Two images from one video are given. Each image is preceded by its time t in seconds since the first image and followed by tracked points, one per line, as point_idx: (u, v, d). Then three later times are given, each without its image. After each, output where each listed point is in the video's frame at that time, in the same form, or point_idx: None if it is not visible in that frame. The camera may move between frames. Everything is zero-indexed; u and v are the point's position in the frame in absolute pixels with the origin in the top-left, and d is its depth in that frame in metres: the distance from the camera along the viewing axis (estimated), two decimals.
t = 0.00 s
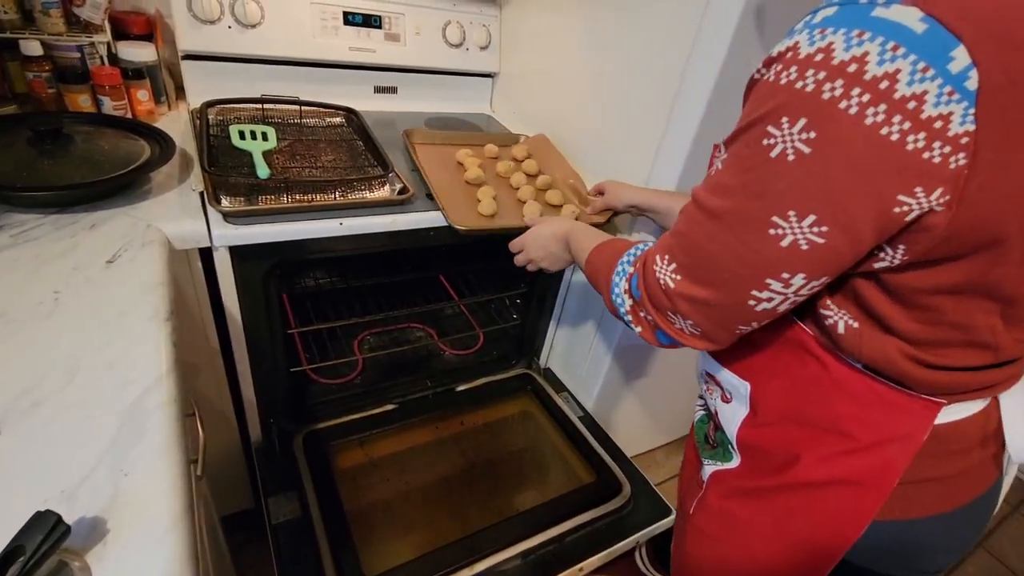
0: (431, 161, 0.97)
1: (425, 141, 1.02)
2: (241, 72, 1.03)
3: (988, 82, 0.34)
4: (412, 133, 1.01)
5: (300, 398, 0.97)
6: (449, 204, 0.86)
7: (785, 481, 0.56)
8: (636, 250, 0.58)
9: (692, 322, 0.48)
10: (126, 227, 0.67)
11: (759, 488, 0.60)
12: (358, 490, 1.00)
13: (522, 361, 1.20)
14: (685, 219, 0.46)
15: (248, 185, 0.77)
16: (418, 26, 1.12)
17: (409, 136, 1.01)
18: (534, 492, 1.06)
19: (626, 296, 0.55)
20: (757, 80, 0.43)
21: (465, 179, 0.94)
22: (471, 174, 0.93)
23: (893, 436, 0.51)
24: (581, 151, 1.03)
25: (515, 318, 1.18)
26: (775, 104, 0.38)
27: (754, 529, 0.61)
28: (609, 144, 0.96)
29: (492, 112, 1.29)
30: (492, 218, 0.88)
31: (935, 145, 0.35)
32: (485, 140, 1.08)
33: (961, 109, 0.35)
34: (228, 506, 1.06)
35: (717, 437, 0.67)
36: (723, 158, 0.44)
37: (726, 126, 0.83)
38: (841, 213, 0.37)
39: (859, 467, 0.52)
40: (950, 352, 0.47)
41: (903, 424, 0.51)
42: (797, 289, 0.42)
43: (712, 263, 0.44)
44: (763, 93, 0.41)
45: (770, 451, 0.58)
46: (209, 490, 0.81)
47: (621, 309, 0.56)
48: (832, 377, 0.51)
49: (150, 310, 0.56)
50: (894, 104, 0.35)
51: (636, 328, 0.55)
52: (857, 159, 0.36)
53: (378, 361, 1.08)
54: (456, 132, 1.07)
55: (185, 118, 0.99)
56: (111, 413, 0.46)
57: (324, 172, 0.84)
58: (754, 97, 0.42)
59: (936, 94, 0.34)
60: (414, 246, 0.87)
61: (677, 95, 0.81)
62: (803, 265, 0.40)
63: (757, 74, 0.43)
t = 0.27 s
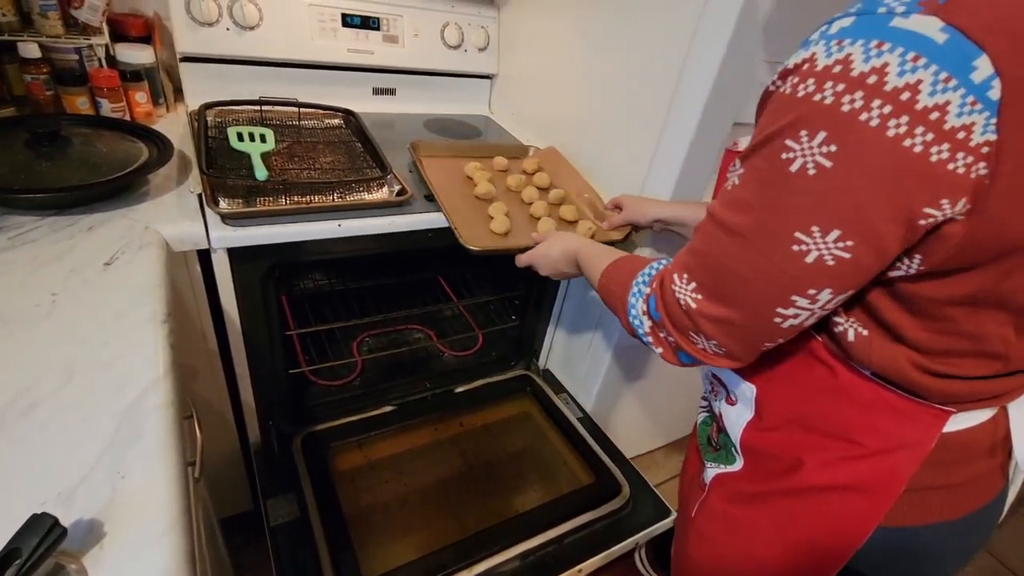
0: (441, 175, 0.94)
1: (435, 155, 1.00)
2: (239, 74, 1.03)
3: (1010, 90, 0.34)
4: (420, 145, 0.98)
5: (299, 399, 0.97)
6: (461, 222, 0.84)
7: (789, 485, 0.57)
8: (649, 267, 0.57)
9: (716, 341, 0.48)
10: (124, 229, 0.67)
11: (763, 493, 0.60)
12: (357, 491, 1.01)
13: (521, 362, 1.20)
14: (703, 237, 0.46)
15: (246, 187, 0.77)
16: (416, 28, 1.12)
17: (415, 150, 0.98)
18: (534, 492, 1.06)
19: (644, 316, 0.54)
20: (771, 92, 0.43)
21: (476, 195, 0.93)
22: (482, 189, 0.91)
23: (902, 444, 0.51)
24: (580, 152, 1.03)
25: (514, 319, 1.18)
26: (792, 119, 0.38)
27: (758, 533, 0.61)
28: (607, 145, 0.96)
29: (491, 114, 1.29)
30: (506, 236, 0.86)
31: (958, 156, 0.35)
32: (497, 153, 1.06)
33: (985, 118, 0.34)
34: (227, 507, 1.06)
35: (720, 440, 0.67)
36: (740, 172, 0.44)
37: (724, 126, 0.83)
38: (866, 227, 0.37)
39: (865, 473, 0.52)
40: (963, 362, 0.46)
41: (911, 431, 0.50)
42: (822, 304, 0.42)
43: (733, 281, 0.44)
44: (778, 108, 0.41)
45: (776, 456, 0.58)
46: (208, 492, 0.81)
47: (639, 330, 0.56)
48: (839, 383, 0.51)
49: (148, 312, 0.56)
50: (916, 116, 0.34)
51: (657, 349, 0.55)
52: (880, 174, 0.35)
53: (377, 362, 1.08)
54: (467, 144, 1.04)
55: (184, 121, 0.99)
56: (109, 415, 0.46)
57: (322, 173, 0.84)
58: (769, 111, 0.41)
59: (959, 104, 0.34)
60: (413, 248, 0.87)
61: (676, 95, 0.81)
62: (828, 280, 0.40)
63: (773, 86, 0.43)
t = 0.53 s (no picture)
0: (451, 184, 0.91)
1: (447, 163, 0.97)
2: (237, 76, 1.03)
3: None
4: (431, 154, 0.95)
5: (297, 401, 0.97)
6: (466, 232, 0.82)
7: (801, 491, 0.56)
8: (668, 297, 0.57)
9: (754, 370, 0.47)
10: (122, 231, 0.67)
11: (772, 498, 0.60)
12: (355, 493, 1.01)
13: (520, 364, 1.20)
14: (730, 262, 0.45)
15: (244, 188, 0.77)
16: (414, 30, 1.12)
17: (428, 157, 0.95)
18: (534, 494, 1.06)
19: (674, 349, 0.53)
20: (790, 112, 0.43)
21: (485, 205, 0.90)
22: (491, 200, 0.89)
23: (917, 452, 0.51)
24: (578, 155, 1.03)
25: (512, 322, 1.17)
26: (820, 140, 0.38)
27: (764, 537, 0.61)
28: (605, 147, 0.96)
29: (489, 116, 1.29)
30: (512, 248, 0.84)
31: (993, 169, 0.35)
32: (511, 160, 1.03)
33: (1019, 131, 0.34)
34: (225, 509, 1.06)
35: (728, 444, 0.67)
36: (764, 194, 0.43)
37: (722, 127, 0.83)
38: (905, 245, 0.37)
39: (879, 480, 0.52)
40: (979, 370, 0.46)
41: (926, 439, 0.50)
42: (862, 323, 0.42)
43: (769, 307, 0.43)
44: (800, 130, 0.40)
45: (785, 461, 0.58)
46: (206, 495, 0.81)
47: (667, 364, 0.55)
48: (854, 390, 0.52)
49: (145, 314, 0.56)
50: (949, 133, 0.34)
51: (689, 382, 0.54)
52: (918, 193, 0.35)
53: (375, 364, 1.08)
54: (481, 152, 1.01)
55: (182, 123, 0.99)
56: (107, 418, 0.46)
57: (321, 175, 0.84)
58: (792, 131, 0.41)
59: (992, 118, 0.34)
60: (411, 250, 0.87)
61: (674, 96, 0.81)
62: (869, 300, 0.40)
63: (793, 105, 0.43)
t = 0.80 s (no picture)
0: (458, 194, 0.91)
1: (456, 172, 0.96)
2: (234, 76, 1.03)
3: None
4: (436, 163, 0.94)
5: (295, 403, 0.96)
6: (467, 244, 0.81)
7: (813, 496, 0.56)
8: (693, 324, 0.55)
9: (797, 396, 0.46)
10: (118, 232, 0.67)
11: (781, 501, 0.60)
12: (353, 494, 1.00)
13: (519, 365, 1.20)
14: (761, 288, 0.44)
15: (241, 190, 0.76)
16: (412, 30, 1.12)
17: (433, 165, 0.94)
18: (534, 495, 1.06)
19: (710, 380, 0.52)
20: (806, 127, 0.42)
21: (490, 216, 0.88)
22: (497, 212, 0.87)
23: (933, 458, 0.51)
24: (576, 155, 1.03)
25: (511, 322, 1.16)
26: (846, 158, 0.37)
27: (773, 539, 0.61)
28: (603, 147, 0.96)
29: (487, 116, 1.29)
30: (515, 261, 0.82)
31: None
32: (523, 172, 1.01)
33: None
34: (222, 511, 1.06)
35: (735, 448, 0.67)
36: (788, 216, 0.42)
37: (721, 127, 0.83)
38: (948, 261, 0.36)
39: (893, 486, 0.52)
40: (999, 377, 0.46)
41: (941, 445, 0.51)
42: (904, 340, 0.41)
43: (809, 332, 0.42)
44: (820, 149, 0.39)
45: (796, 466, 0.58)
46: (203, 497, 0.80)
47: (702, 394, 0.54)
48: (870, 395, 0.51)
49: (140, 316, 0.56)
50: (985, 146, 0.33)
51: (728, 411, 0.53)
52: (959, 208, 0.34)
53: (373, 365, 1.08)
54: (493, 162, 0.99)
55: (179, 124, 0.99)
56: (102, 421, 0.46)
57: (318, 176, 0.83)
58: (812, 148, 0.40)
59: None
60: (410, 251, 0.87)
61: (673, 95, 0.81)
62: (913, 318, 0.39)
63: (810, 120, 0.42)
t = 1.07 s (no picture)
0: (479, 193, 0.90)
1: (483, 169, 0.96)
2: (234, 78, 1.03)
3: None
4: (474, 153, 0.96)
5: (295, 404, 0.97)
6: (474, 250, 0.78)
7: (829, 503, 0.56)
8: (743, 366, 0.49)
9: (880, 440, 0.41)
10: (118, 234, 0.67)
11: (789, 504, 0.60)
12: (354, 495, 1.01)
13: (519, 366, 1.20)
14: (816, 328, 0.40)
15: (241, 192, 0.77)
16: (412, 32, 1.12)
17: (460, 159, 0.94)
18: (534, 495, 1.06)
19: (779, 434, 0.45)
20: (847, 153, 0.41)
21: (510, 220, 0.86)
22: (517, 215, 0.84)
23: (947, 466, 0.52)
24: (576, 157, 1.03)
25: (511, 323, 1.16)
26: (898, 185, 0.35)
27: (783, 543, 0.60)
28: (603, 148, 0.96)
29: (487, 118, 1.29)
30: (525, 273, 0.78)
31: None
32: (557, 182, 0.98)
33: None
34: (222, 512, 1.06)
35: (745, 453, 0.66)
36: (838, 249, 0.39)
37: (720, 129, 0.83)
38: None
39: (908, 492, 0.53)
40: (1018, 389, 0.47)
41: (956, 452, 0.51)
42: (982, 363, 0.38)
43: (892, 371, 0.38)
44: (863, 180, 0.37)
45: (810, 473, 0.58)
46: (203, 498, 0.80)
47: (768, 453, 0.47)
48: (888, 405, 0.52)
49: (140, 318, 0.56)
50: None
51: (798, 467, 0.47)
52: None
53: (373, 366, 1.08)
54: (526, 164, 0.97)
55: (179, 126, 0.99)
56: (102, 422, 0.46)
57: (318, 178, 0.84)
58: (851, 177, 0.39)
59: None
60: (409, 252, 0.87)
61: (672, 94, 0.81)
62: (994, 340, 0.36)
63: (848, 145, 0.41)
